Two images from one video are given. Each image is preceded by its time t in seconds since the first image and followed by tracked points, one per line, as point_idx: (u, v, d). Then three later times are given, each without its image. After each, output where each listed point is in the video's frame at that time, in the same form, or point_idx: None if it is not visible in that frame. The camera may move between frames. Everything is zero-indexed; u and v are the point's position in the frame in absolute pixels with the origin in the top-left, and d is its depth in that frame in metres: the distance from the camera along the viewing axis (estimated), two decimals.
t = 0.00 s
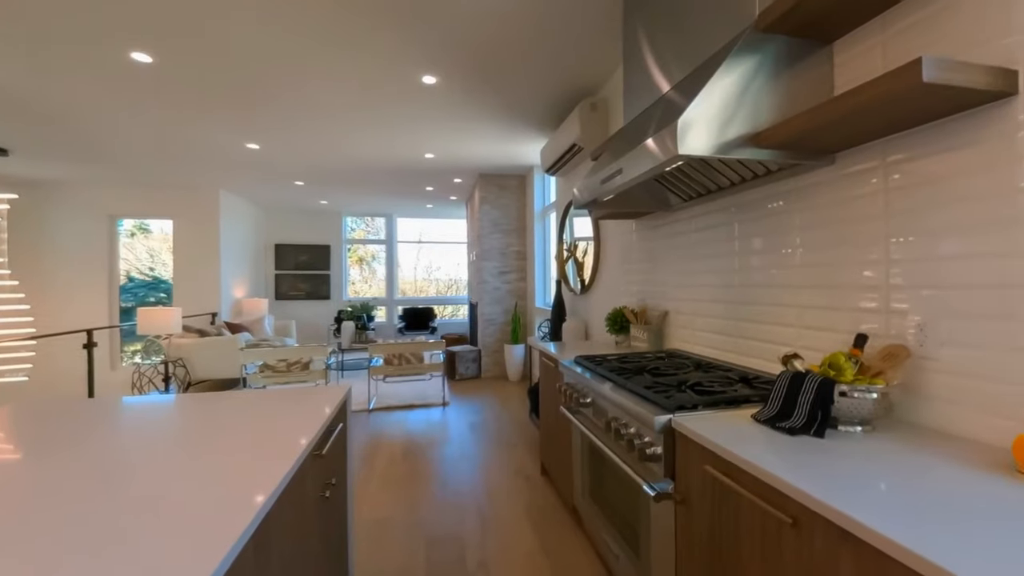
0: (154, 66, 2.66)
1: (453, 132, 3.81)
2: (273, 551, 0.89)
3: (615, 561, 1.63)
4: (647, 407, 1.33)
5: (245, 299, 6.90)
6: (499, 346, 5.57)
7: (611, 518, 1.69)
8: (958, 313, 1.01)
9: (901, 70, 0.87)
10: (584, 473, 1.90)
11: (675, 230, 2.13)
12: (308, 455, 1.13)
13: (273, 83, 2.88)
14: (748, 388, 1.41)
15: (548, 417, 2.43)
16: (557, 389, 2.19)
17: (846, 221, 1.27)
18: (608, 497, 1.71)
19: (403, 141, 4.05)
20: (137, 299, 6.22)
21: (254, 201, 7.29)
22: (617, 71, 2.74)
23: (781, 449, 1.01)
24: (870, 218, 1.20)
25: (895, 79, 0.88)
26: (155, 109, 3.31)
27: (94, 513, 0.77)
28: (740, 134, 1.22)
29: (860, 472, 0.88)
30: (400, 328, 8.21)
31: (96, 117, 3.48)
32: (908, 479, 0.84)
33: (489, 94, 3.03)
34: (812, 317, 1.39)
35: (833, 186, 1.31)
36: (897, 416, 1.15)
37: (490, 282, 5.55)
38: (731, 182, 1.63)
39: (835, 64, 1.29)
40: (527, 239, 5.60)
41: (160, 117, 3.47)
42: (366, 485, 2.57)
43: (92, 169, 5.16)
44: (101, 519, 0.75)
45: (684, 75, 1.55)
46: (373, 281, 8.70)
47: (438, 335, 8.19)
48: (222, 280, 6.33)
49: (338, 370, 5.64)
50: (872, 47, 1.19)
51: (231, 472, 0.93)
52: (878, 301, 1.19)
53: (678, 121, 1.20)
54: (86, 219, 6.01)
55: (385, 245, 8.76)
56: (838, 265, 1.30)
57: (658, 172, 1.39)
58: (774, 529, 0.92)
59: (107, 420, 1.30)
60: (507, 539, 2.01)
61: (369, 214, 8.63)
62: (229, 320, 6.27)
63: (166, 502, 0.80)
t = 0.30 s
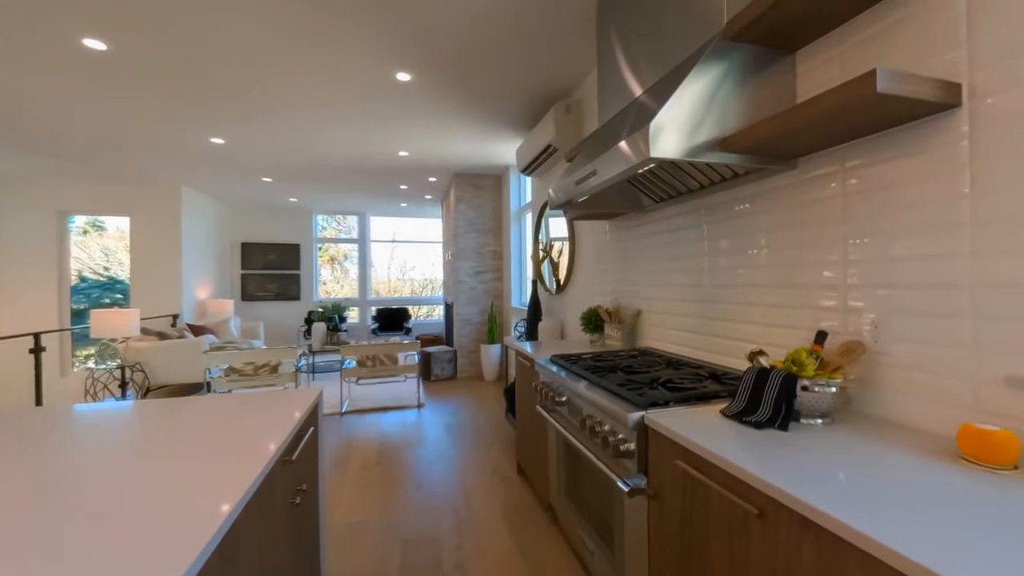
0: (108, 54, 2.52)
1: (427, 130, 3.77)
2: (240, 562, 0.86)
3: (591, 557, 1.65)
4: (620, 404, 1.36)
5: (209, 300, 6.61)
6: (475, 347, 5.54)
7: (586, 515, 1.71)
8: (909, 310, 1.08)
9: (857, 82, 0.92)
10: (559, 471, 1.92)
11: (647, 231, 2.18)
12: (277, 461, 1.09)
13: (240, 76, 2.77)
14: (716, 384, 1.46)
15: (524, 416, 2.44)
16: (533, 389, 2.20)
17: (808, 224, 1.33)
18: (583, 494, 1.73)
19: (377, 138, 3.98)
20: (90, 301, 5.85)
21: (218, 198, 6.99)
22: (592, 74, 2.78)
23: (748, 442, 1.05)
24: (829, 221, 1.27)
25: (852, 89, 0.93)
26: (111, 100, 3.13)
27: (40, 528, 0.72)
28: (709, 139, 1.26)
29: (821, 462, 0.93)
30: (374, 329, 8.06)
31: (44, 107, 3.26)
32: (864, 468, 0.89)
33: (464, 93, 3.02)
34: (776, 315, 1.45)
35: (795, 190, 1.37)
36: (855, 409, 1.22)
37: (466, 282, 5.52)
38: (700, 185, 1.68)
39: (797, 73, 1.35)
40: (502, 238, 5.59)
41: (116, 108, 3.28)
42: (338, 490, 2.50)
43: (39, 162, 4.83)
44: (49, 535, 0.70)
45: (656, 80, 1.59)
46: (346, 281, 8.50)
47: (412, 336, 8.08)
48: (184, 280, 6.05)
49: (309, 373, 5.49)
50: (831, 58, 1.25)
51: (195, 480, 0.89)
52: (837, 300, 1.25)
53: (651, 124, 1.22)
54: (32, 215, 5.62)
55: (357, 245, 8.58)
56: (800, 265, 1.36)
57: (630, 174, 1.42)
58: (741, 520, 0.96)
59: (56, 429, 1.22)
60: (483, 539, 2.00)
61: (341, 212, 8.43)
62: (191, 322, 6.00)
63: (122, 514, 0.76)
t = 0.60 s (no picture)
0: (57, 40, 2.36)
1: (401, 128, 3.71)
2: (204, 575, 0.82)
3: (566, 553, 1.67)
4: (595, 402, 1.38)
5: (169, 301, 6.30)
6: (450, 347, 5.50)
7: (561, 512, 1.73)
8: (865, 308, 1.14)
9: (817, 91, 0.97)
10: (535, 470, 1.93)
11: (620, 232, 2.21)
12: (244, 468, 1.05)
13: (203, 67, 2.65)
14: (687, 381, 1.50)
15: (500, 416, 2.44)
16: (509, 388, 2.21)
17: (772, 225, 1.39)
18: (558, 492, 1.75)
19: (350, 135, 3.89)
20: (37, 302, 5.41)
21: (178, 194, 6.66)
22: (566, 76, 2.81)
23: (717, 436, 1.08)
24: (792, 223, 1.32)
25: (813, 98, 0.98)
26: (60, 88, 2.93)
27: None
28: (680, 142, 1.29)
29: (786, 454, 0.97)
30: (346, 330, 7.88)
31: None
32: (825, 459, 0.93)
33: (439, 91, 2.99)
34: (742, 314, 1.51)
35: (760, 193, 1.43)
36: (816, 402, 1.28)
37: (441, 282, 5.47)
38: (671, 187, 1.73)
39: (762, 81, 1.41)
40: (478, 238, 5.57)
41: (66, 97, 3.08)
42: (308, 496, 2.43)
43: None
44: None
45: (630, 83, 1.62)
46: (316, 281, 8.27)
47: (385, 337, 7.94)
48: (142, 281, 5.74)
49: (278, 376, 5.31)
50: (793, 67, 1.31)
51: (156, 490, 0.84)
52: (799, 299, 1.31)
53: (624, 126, 1.24)
54: None
55: (329, 244, 8.36)
56: (765, 265, 1.41)
57: (604, 175, 1.44)
58: (711, 511, 0.99)
59: None
60: (459, 540, 1.99)
61: (311, 210, 8.19)
62: (150, 325, 5.71)
63: (73, 529, 0.71)
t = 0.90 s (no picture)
0: None
1: (375, 125, 3.65)
2: None
3: (542, 551, 1.68)
4: (570, 400, 1.40)
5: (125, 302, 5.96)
6: (426, 348, 5.44)
7: (537, 511, 1.74)
8: (825, 306, 1.20)
9: (780, 98, 1.01)
10: (511, 470, 1.93)
11: (595, 232, 2.25)
12: (208, 476, 1.00)
13: (163, 57, 2.52)
14: (659, 378, 1.54)
15: (476, 416, 2.43)
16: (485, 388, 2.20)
17: (739, 227, 1.44)
18: (534, 490, 1.76)
19: (321, 131, 3.78)
20: None
21: (135, 189, 6.32)
22: (542, 77, 2.83)
23: (688, 431, 1.12)
24: (758, 225, 1.38)
25: (777, 105, 1.02)
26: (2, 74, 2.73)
27: None
28: (652, 145, 1.32)
29: (753, 447, 1.01)
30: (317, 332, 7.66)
31: None
32: (789, 451, 0.98)
33: (413, 89, 2.95)
34: (711, 312, 1.55)
35: (728, 196, 1.48)
36: (780, 397, 1.33)
37: (416, 282, 5.39)
38: (644, 189, 1.77)
39: (730, 87, 1.46)
40: (454, 238, 5.53)
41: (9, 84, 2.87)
42: (276, 503, 2.35)
43: None
44: None
45: (604, 86, 1.64)
46: (285, 282, 8.01)
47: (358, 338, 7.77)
48: (96, 282, 5.41)
49: (244, 380, 5.11)
50: (759, 75, 1.36)
51: (112, 502, 0.80)
52: (764, 298, 1.36)
53: (598, 129, 1.26)
54: None
55: (298, 243, 8.10)
56: (732, 266, 1.46)
57: (579, 176, 1.46)
58: (682, 504, 1.01)
59: None
60: (434, 543, 1.97)
61: (280, 207, 7.92)
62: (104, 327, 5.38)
63: (16, 547, 0.66)
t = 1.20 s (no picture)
0: None
1: (343, 121, 3.55)
2: None
3: (515, 551, 1.69)
4: (542, 399, 1.41)
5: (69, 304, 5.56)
6: (396, 349, 5.34)
7: (510, 510, 1.74)
8: (782, 305, 1.26)
9: (741, 105, 1.05)
10: (484, 470, 1.93)
11: (567, 233, 2.27)
12: (164, 487, 0.95)
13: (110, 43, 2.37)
14: (628, 375, 1.58)
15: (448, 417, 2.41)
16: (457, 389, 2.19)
17: (703, 229, 1.49)
18: (507, 490, 1.76)
19: (287, 125, 3.65)
20: None
21: (79, 183, 5.89)
22: (513, 77, 2.84)
23: (657, 427, 1.15)
24: (721, 227, 1.43)
25: (738, 112, 1.06)
26: None
27: None
28: (621, 148, 1.35)
29: (718, 441, 1.05)
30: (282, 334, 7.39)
31: None
32: (751, 444, 1.02)
33: (382, 85, 2.89)
34: (678, 311, 1.60)
35: (693, 198, 1.53)
36: (743, 392, 1.39)
37: (386, 282, 5.29)
38: (614, 191, 1.80)
39: (695, 92, 1.50)
40: (425, 238, 5.45)
41: None
42: (238, 512, 2.26)
43: None
44: None
45: (575, 88, 1.66)
46: (247, 282, 7.68)
47: (325, 340, 7.54)
48: (36, 283, 5.02)
49: (203, 385, 4.87)
50: (722, 82, 1.41)
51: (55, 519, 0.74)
52: (727, 297, 1.42)
53: (569, 130, 1.28)
54: None
55: (261, 242, 7.78)
56: (697, 266, 1.51)
57: (550, 177, 1.47)
58: (651, 498, 1.04)
59: None
60: (405, 547, 1.94)
61: (242, 204, 7.58)
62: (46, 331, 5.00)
63: None
